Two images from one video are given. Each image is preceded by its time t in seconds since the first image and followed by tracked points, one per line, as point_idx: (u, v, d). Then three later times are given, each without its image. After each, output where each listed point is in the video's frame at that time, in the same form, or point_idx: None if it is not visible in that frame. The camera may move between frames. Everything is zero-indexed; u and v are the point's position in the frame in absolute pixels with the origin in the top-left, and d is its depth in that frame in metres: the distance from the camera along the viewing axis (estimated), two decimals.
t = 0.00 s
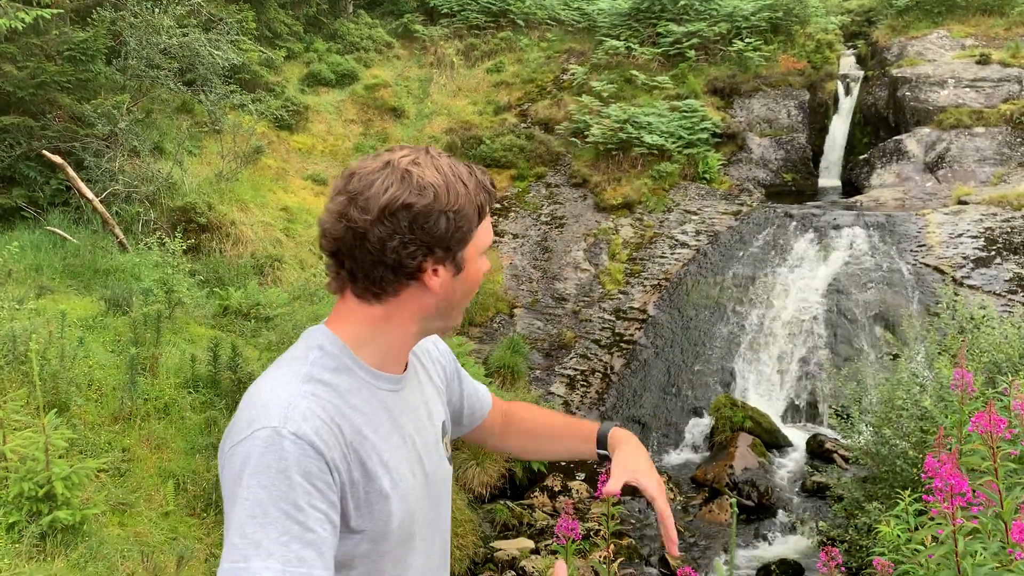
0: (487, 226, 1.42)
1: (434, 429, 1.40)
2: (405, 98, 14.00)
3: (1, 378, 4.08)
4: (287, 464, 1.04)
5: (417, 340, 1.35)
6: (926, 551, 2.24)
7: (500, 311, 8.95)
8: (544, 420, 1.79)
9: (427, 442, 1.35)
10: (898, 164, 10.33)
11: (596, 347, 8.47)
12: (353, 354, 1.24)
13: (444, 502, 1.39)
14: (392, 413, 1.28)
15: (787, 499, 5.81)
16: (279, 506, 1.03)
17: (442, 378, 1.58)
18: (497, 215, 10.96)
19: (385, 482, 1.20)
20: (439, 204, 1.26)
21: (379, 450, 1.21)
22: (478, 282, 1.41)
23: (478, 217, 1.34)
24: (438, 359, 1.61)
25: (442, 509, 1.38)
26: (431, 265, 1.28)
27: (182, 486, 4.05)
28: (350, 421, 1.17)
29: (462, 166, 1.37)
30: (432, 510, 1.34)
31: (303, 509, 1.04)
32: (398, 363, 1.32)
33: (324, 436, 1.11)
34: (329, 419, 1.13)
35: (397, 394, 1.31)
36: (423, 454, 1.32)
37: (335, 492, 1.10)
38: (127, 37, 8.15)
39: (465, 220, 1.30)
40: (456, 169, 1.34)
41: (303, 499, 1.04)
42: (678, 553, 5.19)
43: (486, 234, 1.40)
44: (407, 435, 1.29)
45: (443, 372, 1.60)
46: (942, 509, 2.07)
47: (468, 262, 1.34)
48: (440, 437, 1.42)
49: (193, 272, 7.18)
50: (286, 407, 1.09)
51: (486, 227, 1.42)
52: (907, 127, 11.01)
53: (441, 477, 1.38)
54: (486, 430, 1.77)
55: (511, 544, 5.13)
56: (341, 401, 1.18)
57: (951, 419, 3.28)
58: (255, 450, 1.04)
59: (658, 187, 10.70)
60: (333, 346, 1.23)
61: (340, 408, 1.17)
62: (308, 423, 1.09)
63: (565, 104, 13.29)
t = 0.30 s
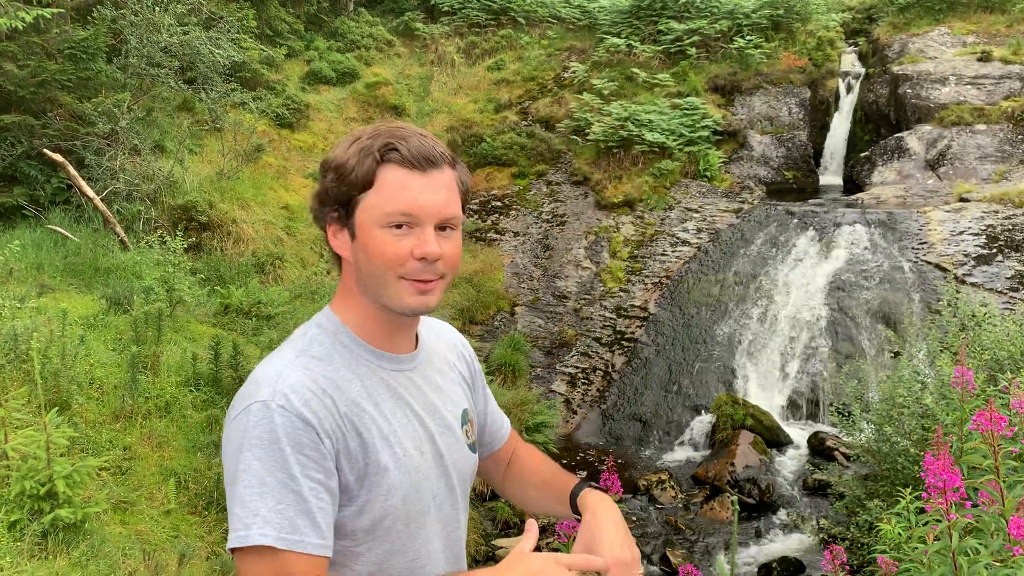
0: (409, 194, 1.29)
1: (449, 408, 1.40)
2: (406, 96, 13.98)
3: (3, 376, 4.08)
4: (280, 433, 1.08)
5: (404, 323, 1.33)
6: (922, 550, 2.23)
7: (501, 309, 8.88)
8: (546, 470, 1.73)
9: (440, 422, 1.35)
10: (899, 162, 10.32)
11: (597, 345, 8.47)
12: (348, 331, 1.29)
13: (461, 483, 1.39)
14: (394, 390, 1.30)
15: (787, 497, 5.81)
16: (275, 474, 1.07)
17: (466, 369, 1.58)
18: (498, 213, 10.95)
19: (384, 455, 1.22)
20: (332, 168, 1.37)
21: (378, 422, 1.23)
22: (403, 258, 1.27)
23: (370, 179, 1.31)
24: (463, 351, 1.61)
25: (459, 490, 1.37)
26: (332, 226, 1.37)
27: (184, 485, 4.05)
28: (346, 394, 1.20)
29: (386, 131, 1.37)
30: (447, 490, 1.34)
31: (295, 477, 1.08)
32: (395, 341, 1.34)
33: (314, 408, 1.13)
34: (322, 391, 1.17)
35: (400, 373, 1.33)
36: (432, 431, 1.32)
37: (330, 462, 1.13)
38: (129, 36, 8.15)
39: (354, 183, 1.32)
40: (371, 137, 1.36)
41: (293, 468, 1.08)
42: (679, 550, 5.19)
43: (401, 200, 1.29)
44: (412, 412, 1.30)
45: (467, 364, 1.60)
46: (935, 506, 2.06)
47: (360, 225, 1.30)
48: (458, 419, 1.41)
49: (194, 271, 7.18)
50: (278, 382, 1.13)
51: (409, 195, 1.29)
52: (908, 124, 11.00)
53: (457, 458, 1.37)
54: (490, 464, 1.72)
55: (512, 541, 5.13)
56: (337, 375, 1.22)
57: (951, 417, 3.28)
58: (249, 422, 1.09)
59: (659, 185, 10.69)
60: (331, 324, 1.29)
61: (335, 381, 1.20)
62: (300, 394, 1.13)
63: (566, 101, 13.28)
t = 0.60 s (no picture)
0: (376, 179, 1.29)
1: (444, 400, 1.37)
2: (407, 94, 13.97)
3: (3, 374, 4.07)
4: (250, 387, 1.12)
5: (391, 312, 1.31)
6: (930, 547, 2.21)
7: (502, 306, 8.88)
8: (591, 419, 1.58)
9: (430, 413, 1.33)
10: (900, 159, 10.30)
11: (597, 343, 8.46)
12: (338, 317, 1.30)
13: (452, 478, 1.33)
14: (379, 374, 1.29)
15: (788, 494, 5.80)
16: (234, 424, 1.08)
17: (481, 362, 1.53)
18: (499, 211, 10.94)
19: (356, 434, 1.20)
20: (322, 162, 1.41)
21: (353, 402, 1.24)
22: (371, 242, 1.27)
23: (347, 168, 1.33)
24: (478, 338, 1.55)
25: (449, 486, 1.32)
26: (323, 217, 1.42)
27: (184, 483, 4.06)
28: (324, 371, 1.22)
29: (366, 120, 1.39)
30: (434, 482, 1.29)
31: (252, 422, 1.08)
32: (384, 330, 1.33)
33: (286, 374, 1.16)
34: (296, 362, 1.20)
35: (389, 363, 1.32)
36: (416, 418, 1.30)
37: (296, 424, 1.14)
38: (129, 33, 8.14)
39: (334, 173, 1.35)
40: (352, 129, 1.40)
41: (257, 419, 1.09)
42: (679, 548, 5.19)
43: (369, 185, 1.29)
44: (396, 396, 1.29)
45: (486, 356, 1.54)
46: (947, 504, 2.04)
47: (339, 212, 1.33)
48: (453, 413, 1.37)
49: (195, 268, 7.18)
50: (257, 348, 1.18)
51: (377, 179, 1.29)
52: (909, 121, 10.98)
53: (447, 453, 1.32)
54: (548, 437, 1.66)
55: (513, 539, 5.13)
56: (314, 354, 1.24)
57: (953, 413, 3.27)
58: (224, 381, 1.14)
59: (659, 182, 10.67)
60: (323, 308, 1.32)
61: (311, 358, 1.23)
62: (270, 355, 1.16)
63: (567, 99, 13.27)
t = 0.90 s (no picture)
0: (368, 172, 1.27)
1: (441, 386, 1.32)
2: (407, 91, 13.95)
3: (4, 372, 4.07)
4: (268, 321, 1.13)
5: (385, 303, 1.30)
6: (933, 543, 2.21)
7: (503, 304, 8.86)
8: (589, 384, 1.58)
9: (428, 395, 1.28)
10: (901, 156, 10.29)
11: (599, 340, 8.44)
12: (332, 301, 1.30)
13: (450, 465, 1.30)
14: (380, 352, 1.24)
15: (789, 492, 5.80)
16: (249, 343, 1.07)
17: (475, 353, 1.48)
18: (500, 208, 10.91)
19: (367, 395, 1.18)
20: (321, 156, 1.41)
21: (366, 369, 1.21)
22: (364, 237, 1.26)
23: (343, 163, 1.32)
24: (470, 327, 1.50)
25: (447, 472, 1.29)
26: (322, 211, 1.42)
27: (186, 481, 4.06)
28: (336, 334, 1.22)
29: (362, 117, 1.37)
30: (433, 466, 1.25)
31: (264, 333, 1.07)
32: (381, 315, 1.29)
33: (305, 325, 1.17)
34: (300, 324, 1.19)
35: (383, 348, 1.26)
36: (418, 395, 1.26)
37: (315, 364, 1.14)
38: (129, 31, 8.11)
39: (329, 167, 1.35)
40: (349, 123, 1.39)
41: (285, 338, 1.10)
42: (681, 545, 5.19)
43: (360, 180, 1.27)
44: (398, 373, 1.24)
45: (483, 344, 1.51)
46: (952, 501, 2.03)
47: (333, 206, 1.33)
48: (451, 400, 1.34)
49: (195, 266, 7.18)
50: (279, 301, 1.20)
51: (368, 173, 1.27)
52: (910, 118, 10.97)
53: (444, 439, 1.28)
54: (554, 421, 1.62)
55: (515, 536, 5.14)
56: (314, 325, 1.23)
57: (955, 411, 3.25)
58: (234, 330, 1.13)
59: (660, 179, 10.64)
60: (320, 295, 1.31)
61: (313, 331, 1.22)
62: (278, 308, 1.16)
63: (567, 96, 13.24)
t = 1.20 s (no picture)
0: (381, 174, 1.27)
1: (443, 389, 1.32)
2: (408, 88, 13.93)
3: (5, 371, 4.07)
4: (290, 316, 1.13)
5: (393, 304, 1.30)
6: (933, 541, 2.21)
7: (504, 302, 8.83)
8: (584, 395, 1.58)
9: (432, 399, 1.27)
10: (903, 153, 10.25)
11: (600, 338, 8.42)
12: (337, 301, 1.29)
13: (453, 468, 1.30)
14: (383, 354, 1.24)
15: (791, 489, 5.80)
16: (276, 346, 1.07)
17: (474, 355, 1.49)
18: (501, 206, 10.89)
19: (378, 398, 1.18)
20: (332, 154, 1.40)
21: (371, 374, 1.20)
22: (374, 236, 1.25)
23: (354, 163, 1.31)
24: (470, 332, 1.52)
25: (450, 475, 1.29)
26: (331, 212, 1.41)
27: (187, 479, 4.06)
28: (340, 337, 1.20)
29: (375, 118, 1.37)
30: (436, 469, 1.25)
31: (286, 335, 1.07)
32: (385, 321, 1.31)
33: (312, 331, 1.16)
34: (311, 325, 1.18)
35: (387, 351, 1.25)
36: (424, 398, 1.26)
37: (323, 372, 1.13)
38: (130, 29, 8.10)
39: (340, 167, 1.34)
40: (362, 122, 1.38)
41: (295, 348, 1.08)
42: (682, 542, 5.19)
43: (373, 181, 1.26)
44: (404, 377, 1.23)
45: (481, 350, 1.52)
46: (952, 497, 2.03)
47: (344, 205, 1.31)
48: (453, 403, 1.34)
49: (196, 264, 7.17)
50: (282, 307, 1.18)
51: (381, 174, 1.27)
52: (912, 115, 10.94)
53: (446, 443, 1.28)
54: (546, 430, 1.63)
55: (516, 534, 5.14)
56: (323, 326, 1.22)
57: (957, 409, 3.24)
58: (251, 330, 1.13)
59: (661, 176, 10.61)
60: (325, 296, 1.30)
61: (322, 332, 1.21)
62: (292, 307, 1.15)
63: (568, 93, 13.22)
